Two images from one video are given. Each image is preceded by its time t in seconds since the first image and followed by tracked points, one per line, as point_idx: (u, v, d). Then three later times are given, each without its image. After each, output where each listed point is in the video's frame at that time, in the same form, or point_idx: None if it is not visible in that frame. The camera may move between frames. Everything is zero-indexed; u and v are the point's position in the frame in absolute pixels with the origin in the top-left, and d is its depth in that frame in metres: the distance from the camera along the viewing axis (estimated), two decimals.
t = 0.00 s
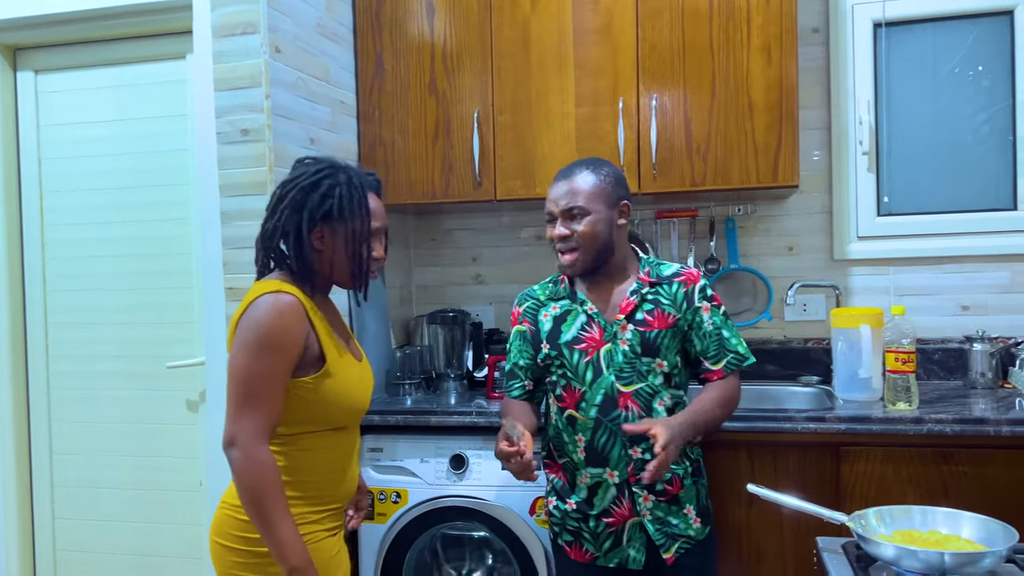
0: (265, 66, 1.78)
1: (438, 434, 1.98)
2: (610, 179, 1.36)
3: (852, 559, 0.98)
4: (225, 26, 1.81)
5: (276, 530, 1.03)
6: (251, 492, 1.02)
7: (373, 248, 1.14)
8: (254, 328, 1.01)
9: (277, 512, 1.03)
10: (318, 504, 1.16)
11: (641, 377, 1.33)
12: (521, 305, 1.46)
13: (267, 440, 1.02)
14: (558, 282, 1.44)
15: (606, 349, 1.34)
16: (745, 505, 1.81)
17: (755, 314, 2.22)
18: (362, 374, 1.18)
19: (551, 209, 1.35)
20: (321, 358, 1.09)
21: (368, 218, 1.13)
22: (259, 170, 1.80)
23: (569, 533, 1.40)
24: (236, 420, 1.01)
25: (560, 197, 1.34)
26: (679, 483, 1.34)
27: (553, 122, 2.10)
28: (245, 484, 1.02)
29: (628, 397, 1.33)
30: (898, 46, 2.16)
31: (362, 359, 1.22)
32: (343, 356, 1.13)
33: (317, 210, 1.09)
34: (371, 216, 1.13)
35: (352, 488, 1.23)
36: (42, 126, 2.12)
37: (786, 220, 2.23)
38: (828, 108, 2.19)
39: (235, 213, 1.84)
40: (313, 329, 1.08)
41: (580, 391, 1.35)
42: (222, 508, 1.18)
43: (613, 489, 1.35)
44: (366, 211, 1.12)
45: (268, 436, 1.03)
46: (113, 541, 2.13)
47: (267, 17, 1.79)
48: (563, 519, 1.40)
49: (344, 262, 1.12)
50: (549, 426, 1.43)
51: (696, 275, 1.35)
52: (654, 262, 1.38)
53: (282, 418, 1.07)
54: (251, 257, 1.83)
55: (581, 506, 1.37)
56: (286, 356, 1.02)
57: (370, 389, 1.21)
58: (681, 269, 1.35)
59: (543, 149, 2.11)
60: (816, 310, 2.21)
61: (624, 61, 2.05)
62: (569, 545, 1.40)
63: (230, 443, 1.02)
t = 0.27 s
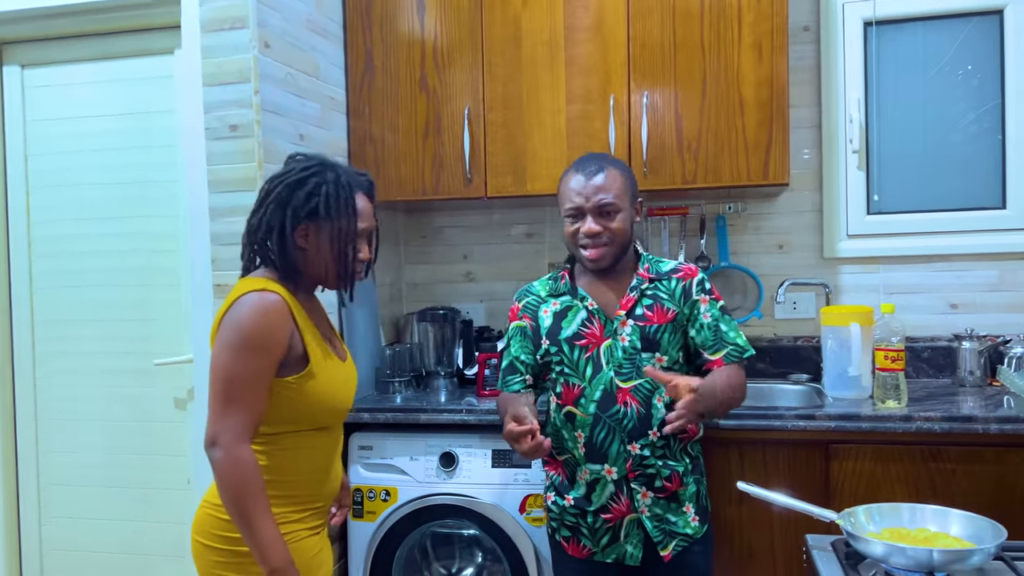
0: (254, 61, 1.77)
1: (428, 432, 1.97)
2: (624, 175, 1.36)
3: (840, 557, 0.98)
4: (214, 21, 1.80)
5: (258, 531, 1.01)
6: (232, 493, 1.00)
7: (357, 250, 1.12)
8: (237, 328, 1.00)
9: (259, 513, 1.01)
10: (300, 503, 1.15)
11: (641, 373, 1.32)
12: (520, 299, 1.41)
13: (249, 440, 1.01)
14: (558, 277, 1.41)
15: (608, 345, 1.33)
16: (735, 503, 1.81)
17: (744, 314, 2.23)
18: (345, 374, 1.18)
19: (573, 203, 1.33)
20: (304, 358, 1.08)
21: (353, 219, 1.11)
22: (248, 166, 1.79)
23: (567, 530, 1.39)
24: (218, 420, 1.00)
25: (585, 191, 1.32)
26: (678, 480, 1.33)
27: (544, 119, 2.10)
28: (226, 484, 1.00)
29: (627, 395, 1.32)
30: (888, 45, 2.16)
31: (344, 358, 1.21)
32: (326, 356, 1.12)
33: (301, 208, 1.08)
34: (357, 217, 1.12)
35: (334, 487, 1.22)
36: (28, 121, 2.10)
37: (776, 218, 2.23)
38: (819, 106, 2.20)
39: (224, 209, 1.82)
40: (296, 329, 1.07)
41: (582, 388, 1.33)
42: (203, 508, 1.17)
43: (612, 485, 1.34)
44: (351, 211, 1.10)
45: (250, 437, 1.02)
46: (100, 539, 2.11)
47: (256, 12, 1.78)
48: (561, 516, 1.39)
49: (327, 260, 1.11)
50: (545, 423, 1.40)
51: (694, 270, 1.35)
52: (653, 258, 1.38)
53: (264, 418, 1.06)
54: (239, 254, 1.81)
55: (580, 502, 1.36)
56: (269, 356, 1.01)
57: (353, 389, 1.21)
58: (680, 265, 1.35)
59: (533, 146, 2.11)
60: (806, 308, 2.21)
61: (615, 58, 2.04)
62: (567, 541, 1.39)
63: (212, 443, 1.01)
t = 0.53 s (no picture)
0: (244, 57, 1.76)
1: (419, 430, 1.96)
2: (631, 172, 1.36)
3: (829, 554, 0.98)
4: (204, 17, 1.79)
5: (235, 532, 1.00)
6: (208, 494, 0.99)
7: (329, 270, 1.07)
8: (214, 328, 0.99)
9: (235, 514, 1.00)
10: (281, 503, 1.14)
11: (647, 371, 1.33)
12: (528, 291, 1.42)
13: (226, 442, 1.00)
14: (568, 271, 1.41)
15: (615, 342, 1.34)
16: (725, 501, 1.81)
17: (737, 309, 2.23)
18: (329, 373, 1.16)
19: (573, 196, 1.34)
20: (283, 359, 1.07)
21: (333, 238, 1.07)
22: (238, 162, 1.78)
23: (566, 525, 1.38)
24: (193, 421, 0.99)
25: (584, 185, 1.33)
26: (679, 480, 1.34)
27: (536, 117, 2.09)
28: (202, 485, 0.99)
29: (632, 393, 1.33)
30: (879, 45, 2.16)
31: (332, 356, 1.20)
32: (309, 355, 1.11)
33: (281, 213, 1.05)
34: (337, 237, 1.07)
35: (317, 487, 1.21)
36: (15, 116, 2.08)
37: (767, 217, 2.24)
38: (810, 105, 2.20)
39: (214, 205, 1.81)
40: (275, 330, 1.05)
41: (585, 383, 1.34)
42: (184, 507, 1.16)
43: (613, 482, 1.34)
44: (332, 230, 1.06)
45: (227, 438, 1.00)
46: (89, 537, 2.10)
47: (246, 7, 1.77)
48: (560, 511, 1.38)
49: (297, 272, 1.07)
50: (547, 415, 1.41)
51: (702, 266, 1.38)
52: (663, 257, 1.39)
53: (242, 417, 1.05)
54: (229, 251, 1.81)
55: (579, 498, 1.36)
56: (246, 357, 1.00)
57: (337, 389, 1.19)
58: (688, 264, 1.37)
59: (525, 144, 2.10)
60: (796, 307, 2.22)
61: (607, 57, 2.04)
62: (566, 537, 1.38)
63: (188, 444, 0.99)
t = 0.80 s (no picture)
0: (234, 53, 1.75)
1: (410, 428, 1.96)
2: (631, 172, 1.35)
3: (820, 552, 0.98)
4: (194, 12, 1.78)
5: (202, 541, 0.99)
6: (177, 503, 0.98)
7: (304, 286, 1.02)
8: (189, 336, 0.97)
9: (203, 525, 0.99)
10: (260, 506, 1.13)
11: (645, 372, 1.32)
12: (533, 287, 1.43)
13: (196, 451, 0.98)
14: (572, 268, 1.41)
15: (613, 340, 1.33)
16: (716, 499, 1.81)
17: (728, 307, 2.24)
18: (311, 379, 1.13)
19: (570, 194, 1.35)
20: (260, 368, 1.04)
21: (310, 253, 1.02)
22: (228, 159, 1.77)
23: (561, 521, 1.38)
24: (164, 429, 0.97)
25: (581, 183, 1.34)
26: (676, 480, 1.33)
27: (528, 115, 2.09)
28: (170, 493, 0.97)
29: (628, 392, 1.32)
30: (871, 44, 2.17)
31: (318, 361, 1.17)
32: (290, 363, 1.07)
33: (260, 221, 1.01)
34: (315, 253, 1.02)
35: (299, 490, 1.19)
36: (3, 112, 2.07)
37: (758, 216, 2.24)
38: (802, 104, 2.20)
39: (204, 202, 1.80)
40: (253, 339, 1.02)
41: (582, 382, 1.34)
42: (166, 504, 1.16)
43: (607, 480, 1.33)
44: (311, 245, 1.01)
45: (198, 448, 0.98)
46: (78, 536, 2.08)
47: (237, 3, 1.76)
48: (555, 507, 1.38)
49: (273, 283, 1.03)
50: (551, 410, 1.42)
51: (711, 272, 1.35)
52: (671, 257, 1.37)
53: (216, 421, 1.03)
54: (219, 248, 1.80)
55: (573, 495, 1.36)
56: (220, 366, 0.98)
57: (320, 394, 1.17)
58: (697, 266, 1.35)
59: (517, 142, 2.10)
60: (787, 305, 2.22)
61: (599, 55, 2.04)
62: (560, 532, 1.38)
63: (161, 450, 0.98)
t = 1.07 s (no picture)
0: (228, 51, 1.74)
1: (403, 427, 1.96)
2: (630, 172, 1.34)
3: (812, 551, 0.98)
4: (187, 10, 1.77)
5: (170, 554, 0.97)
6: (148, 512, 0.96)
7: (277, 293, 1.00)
8: (165, 341, 0.96)
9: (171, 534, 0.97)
10: (237, 510, 1.12)
11: (638, 372, 1.32)
12: (534, 285, 1.44)
13: (169, 459, 0.96)
14: (571, 267, 1.42)
15: (607, 340, 1.33)
16: (708, 498, 1.82)
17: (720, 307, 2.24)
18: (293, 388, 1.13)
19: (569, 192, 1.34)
20: (236, 375, 1.04)
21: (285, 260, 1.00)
22: (221, 156, 1.76)
23: (553, 517, 1.38)
24: (139, 435, 0.96)
25: (581, 182, 1.33)
26: (667, 480, 1.34)
27: (522, 114, 2.09)
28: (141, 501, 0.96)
29: (620, 392, 1.32)
30: (864, 44, 2.17)
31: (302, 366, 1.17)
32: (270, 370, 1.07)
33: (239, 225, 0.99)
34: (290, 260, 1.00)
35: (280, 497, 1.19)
36: None
37: (751, 215, 2.25)
38: (795, 104, 2.21)
39: (197, 199, 1.80)
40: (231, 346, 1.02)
41: (577, 380, 1.35)
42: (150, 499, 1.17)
43: (598, 477, 1.34)
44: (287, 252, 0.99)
45: (171, 456, 0.96)
46: (70, 535, 2.08)
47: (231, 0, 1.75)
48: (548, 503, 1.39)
49: (247, 290, 1.01)
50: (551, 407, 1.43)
51: (710, 275, 1.35)
52: (670, 258, 1.37)
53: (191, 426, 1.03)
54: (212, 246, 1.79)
55: (564, 492, 1.36)
56: (195, 373, 0.97)
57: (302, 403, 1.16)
58: (696, 269, 1.35)
59: (511, 141, 2.10)
60: (780, 304, 2.23)
61: (593, 54, 2.04)
62: (552, 528, 1.38)
63: (135, 457, 0.97)
